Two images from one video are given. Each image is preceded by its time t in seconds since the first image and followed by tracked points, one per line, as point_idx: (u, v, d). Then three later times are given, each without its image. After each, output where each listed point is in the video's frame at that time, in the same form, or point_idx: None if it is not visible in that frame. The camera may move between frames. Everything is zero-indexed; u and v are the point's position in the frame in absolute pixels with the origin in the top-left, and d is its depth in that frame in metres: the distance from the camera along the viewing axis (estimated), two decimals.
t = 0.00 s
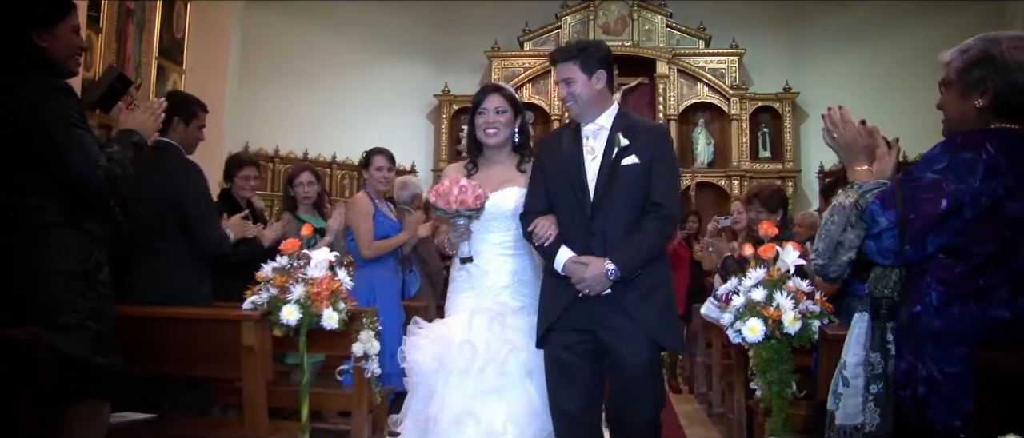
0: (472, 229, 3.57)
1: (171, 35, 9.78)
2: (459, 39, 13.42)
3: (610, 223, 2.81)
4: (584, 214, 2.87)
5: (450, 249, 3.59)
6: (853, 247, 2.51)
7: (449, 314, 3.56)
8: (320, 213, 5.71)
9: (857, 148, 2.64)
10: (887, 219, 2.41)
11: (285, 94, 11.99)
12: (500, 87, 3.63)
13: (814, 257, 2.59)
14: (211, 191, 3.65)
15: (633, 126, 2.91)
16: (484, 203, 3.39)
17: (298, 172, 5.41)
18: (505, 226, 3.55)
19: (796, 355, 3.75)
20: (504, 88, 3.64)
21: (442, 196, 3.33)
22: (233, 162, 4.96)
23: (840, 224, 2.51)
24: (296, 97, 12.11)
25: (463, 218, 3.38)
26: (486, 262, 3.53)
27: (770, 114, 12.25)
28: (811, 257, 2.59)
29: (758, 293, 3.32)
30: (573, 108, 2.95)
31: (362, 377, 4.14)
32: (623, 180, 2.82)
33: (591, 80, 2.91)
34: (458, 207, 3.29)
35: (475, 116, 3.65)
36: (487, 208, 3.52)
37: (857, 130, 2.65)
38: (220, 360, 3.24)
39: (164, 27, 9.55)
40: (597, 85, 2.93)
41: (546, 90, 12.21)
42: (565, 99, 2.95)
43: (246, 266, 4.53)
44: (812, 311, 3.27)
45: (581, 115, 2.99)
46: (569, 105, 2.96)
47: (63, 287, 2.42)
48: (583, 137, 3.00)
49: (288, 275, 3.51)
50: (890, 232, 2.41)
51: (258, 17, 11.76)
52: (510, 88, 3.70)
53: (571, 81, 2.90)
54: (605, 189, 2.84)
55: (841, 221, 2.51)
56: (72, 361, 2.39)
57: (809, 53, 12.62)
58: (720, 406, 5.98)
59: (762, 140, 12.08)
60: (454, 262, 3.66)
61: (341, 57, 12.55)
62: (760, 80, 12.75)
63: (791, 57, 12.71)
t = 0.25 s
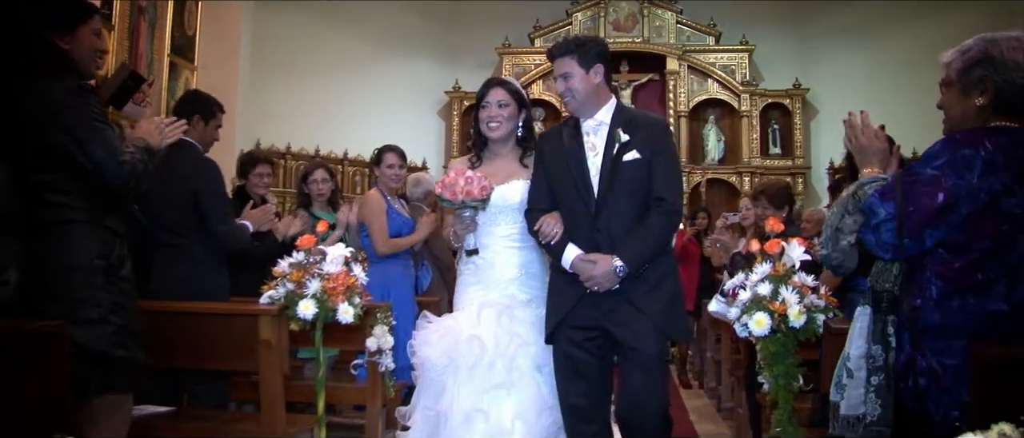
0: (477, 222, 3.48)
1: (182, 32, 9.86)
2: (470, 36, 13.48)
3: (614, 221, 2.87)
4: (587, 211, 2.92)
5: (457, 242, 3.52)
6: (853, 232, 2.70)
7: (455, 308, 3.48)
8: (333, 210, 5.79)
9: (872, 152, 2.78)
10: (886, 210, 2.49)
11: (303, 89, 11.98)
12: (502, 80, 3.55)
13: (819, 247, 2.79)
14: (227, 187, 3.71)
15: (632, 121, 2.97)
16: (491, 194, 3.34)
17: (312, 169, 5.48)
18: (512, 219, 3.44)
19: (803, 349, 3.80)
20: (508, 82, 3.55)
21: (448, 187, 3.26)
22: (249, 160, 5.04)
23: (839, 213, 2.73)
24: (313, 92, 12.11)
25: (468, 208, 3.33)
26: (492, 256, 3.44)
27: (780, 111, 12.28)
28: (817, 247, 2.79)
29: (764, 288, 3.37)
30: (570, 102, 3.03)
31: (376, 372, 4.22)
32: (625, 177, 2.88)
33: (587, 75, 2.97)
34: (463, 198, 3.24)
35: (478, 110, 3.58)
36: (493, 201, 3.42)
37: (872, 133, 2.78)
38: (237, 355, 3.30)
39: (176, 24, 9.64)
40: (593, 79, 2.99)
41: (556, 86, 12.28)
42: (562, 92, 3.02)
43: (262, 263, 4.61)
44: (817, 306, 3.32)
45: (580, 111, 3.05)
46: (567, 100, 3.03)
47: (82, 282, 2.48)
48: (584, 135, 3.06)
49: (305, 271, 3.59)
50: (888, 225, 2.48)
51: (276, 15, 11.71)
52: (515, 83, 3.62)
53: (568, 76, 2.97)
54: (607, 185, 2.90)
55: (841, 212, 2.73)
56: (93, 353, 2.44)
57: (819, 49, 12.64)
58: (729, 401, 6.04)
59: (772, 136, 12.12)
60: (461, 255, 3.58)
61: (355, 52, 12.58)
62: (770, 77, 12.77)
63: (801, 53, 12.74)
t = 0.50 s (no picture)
0: (487, 216, 3.42)
1: (198, 35, 9.95)
2: (483, 34, 13.54)
3: (625, 214, 2.95)
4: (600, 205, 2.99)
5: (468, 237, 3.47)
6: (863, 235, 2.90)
7: (467, 303, 3.44)
8: (352, 209, 5.88)
9: (865, 140, 2.93)
10: (894, 205, 2.58)
11: (316, 89, 12.11)
12: (510, 76, 3.44)
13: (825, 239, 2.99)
14: (247, 186, 3.81)
15: (641, 114, 3.03)
16: (501, 188, 3.31)
17: (331, 169, 5.57)
18: (522, 213, 3.38)
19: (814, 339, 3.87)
20: (516, 77, 3.44)
21: (457, 181, 3.24)
22: (268, 162, 5.13)
23: (850, 212, 2.90)
24: (326, 92, 12.23)
25: (479, 202, 3.31)
26: (502, 251, 3.38)
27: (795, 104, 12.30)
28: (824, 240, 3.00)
29: (775, 279, 3.44)
30: (576, 97, 3.09)
31: (396, 367, 4.31)
32: (634, 170, 2.95)
33: (594, 69, 3.05)
34: (474, 191, 3.22)
35: (485, 107, 3.48)
36: (501, 196, 3.37)
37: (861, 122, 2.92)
38: (264, 349, 3.40)
39: (192, 27, 9.73)
40: (599, 74, 3.06)
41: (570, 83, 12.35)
42: (569, 87, 3.09)
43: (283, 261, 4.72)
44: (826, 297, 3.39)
45: (586, 106, 3.12)
46: (574, 95, 3.09)
47: (115, 282, 2.56)
48: (591, 132, 3.13)
49: (327, 269, 3.67)
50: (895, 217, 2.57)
51: (287, 17, 11.87)
52: (523, 80, 3.52)
53: (574, 71, 3.04)
54: (618, 180, 2.98)
55: (852, 210, 2.90)
56: (129, 350, 2.54)
57: (833, 41, 12.65)
58: (745, 392, 6.11)
59: (788, 129, 12.15)
60: (473, 249, 3.53)
61: (368, 52, 12.68)
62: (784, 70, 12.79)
63: (814, 45, 12.75)
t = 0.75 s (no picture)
0: (503, 213, 3.49)
1: (218, 34, 10.03)
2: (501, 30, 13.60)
3: (639, 210, 3.02)
4: (614, 200, 3.07)
5: (483, 232, 3.53)
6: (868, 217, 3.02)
7: (483, 299, 3.49)
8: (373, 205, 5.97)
9: (889, 140, 2.99)
10: (901, 197, 2.70)
11: (337, 85, 12.23)
12: (523, 73, 3.53)
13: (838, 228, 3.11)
14: (269, 185, 3.91)
15: (656, 111, 3.10)
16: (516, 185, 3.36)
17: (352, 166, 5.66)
18: (537, 209, 3.45)
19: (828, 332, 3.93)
20: (529, 74, 3.51)
21: (473, 179, 3.28)
22: (290, 160, 5.21)
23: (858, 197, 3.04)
24: (347, 89, 12.34)
25: (494, 199, 3.34)
26: (518, 246, 3.45)
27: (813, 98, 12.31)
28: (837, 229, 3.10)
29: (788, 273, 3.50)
30: (591, 92, 3.15)
31: (417, 360, 4.40)
32: (649, 166, 3.02)
33: (609, 64, 3.10)
34: (490, 189, 3.26)
35: (500, 104, 3.56)
36: (517, 192, 3.44)
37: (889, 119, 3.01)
38: (289, 344, 3.48)
39: (212, 26, 9.82)
40: (615, 69, 3.11)
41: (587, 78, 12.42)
42: (584, 82, 3.15)
43: (305, 256, 4.84)
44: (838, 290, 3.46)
45: (601, 102, 3.18)
46: (589, 90, 3.15)
47: (148, 277, 2.66)
48: (607, 128, 3.19)
49: (352, 264, 3.76)
50: (903, 210, 2.70)
51: (307, 16, 11.99)
52: (537, 77, 3.59)
53: (590, 66, 3.09)
54: (632, 175, 3.05)
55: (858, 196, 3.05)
56: (162, 344, 2.63)
57: (851, 35, 12.64)
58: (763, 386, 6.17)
59: (806, 123, 12.17)
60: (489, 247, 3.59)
61: (387, 48, 12.78)
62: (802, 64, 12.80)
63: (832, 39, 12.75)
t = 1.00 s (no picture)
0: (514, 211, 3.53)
1: (235, 32, 10.09)
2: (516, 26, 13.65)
3: (648, 207, 3.08)
4: (625, 197, 3.13)
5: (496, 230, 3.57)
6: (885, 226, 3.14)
7: (496, 296, 3.52)
8: (390, 202, 6.05)
9: (886, 134, 3.22)
10: (913, 197, 2.76)
11: (354, 82, 12.28)
12: (533, 69, 3.58)
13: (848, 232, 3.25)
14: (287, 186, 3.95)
15: (667, 108, 3.16)
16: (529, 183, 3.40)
17: (369, 165, 5.74)
18: (548, 206, 3.50)
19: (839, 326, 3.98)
20: (539, 71, 3.56)
21: (487, 178, 3.34)
22: (308, 159, 5.29)
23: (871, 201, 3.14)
24: (365, 86, 12.39)
25: (507, 198, 3.40)
26: (530, 243, 3.48)
27: (827, 92, 12.32)
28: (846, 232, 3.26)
29: (799, 268, 3.56)
30: (603, 87, 3.20)
31: (435, 356, 4.47)
32: (659, 163, 3.07)
33: (621, 59, 3.14)
34: (503, 188, 3.31)
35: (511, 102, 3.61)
36: (530, 190, 3.48)
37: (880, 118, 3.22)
38: (313, 339, 3.57)
39: (229, 25, 9.87)
40: (627, 66, 3.15)
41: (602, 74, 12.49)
42: (597, 77, 3.21)
43: (324, 254, 4.92)
44: (848, 284, 3.53)
45: (615, 98, 3.23)
46: (602, 86, 3.21)
47: (174, 277, 2.73)
48: (619, 125, 3.24)
49: (371, 262, 3.83)
50: (915, 209, 2.76)
51: (325, 14, 12.00)
52: (547, 73, 3.64)
53: (603, 61, 3.15)
54: (643, 171, 3.12)
55: (871, 200, 3.15)
56: (189, 341, 2.71)
57: (866, 28, 12.63)
58: (777, 380, 6.22)
59: (820, 117, 12.19)
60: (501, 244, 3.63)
61: (402, 44, 12.84)
62: (817, 58, 12.79)
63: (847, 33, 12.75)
